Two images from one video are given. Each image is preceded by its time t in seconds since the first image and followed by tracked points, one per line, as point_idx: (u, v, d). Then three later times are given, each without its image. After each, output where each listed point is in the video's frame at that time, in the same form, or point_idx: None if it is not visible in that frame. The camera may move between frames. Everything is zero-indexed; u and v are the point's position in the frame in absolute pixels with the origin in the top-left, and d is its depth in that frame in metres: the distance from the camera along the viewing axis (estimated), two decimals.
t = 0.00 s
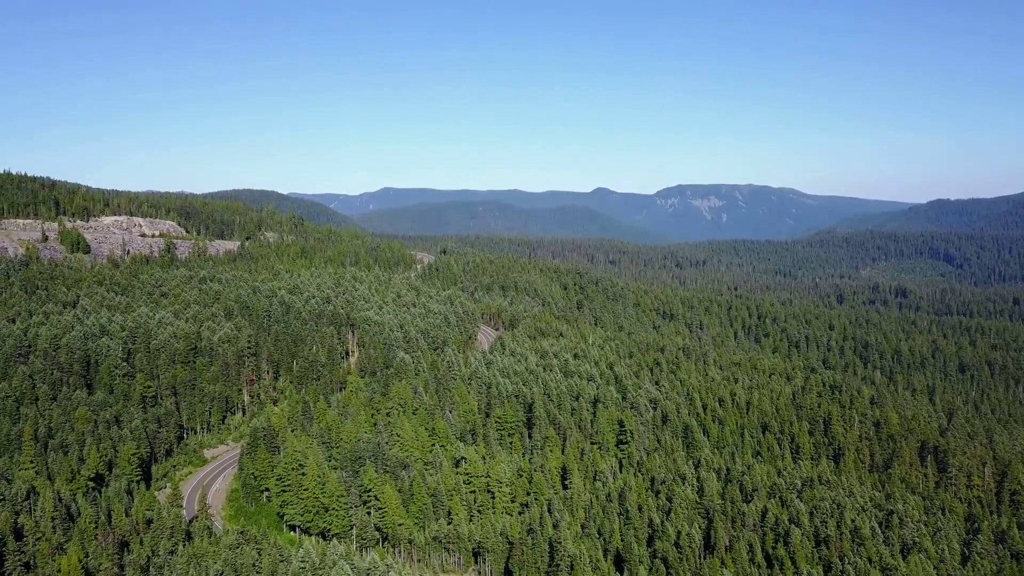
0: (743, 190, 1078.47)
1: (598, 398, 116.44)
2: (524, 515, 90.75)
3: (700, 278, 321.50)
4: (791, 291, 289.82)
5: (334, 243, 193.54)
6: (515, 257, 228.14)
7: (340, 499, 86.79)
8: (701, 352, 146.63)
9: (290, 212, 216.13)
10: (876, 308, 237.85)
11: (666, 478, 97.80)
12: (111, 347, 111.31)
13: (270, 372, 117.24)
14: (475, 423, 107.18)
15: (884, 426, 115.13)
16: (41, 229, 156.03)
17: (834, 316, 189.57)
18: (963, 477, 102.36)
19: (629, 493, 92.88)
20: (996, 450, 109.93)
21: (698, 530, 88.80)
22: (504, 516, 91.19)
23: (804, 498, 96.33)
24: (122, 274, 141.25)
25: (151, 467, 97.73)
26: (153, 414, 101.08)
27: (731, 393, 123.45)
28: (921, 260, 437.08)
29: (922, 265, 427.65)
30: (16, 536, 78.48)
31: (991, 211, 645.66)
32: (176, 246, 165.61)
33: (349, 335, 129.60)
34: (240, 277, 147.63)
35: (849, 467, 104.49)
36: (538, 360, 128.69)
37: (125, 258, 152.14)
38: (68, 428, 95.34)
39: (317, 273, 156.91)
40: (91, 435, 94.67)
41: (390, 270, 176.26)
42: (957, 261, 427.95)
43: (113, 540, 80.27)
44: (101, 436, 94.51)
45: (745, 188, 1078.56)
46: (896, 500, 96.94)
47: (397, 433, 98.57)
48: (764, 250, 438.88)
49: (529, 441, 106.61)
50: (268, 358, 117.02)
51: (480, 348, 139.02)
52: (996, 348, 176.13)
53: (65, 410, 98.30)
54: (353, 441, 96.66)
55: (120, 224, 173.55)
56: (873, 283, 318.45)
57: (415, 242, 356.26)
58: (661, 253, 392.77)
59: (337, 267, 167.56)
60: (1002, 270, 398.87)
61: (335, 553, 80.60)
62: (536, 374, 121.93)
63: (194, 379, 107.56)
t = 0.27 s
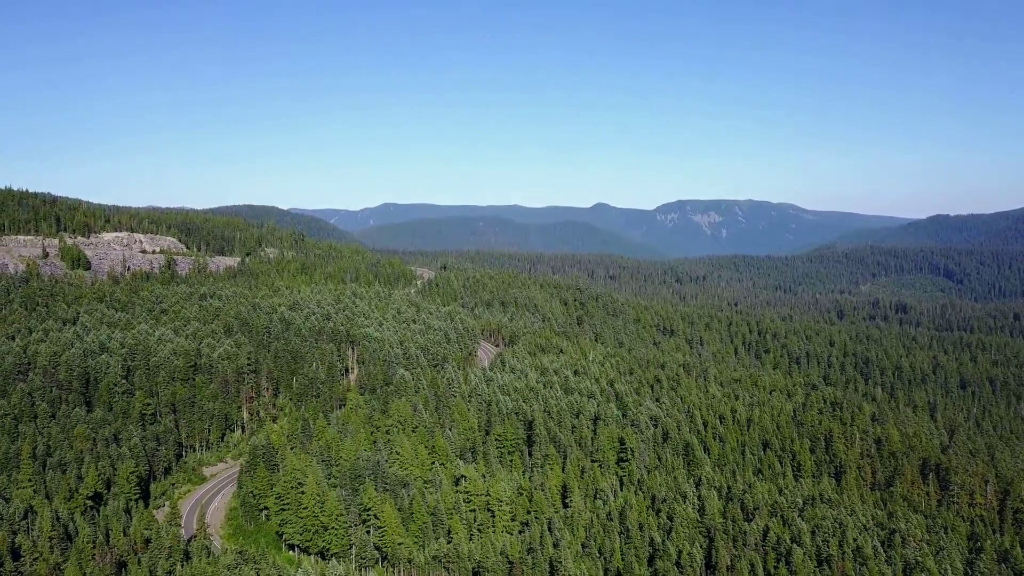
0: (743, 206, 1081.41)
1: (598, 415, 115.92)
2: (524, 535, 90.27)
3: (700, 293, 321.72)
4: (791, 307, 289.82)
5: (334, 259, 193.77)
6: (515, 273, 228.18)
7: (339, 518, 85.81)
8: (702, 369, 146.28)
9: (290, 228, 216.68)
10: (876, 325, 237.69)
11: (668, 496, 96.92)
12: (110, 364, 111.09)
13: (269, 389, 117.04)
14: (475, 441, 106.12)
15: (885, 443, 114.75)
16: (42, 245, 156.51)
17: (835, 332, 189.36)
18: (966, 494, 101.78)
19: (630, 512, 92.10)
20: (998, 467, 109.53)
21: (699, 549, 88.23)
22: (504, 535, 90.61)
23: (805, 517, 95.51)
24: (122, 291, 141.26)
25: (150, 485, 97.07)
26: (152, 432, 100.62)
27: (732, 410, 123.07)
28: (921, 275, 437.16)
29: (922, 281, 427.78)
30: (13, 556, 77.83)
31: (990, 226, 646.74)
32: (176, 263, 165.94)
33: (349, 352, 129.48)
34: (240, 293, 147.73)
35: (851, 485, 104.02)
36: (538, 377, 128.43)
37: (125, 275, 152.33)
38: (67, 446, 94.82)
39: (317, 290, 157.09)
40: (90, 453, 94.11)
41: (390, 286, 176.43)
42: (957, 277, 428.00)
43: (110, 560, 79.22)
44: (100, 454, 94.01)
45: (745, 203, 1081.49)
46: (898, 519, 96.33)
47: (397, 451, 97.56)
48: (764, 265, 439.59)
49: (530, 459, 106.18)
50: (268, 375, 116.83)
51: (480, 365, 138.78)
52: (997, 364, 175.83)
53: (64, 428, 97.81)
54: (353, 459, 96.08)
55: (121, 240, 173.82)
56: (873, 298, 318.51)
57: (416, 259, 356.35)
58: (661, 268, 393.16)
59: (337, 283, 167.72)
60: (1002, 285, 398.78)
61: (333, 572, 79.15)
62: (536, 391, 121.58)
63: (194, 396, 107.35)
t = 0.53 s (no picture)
0: (742, 221, 1083.18)
1: (599, 433, 115.40)
2: (525, 554, 89.46)
3: (700, 308, 321.80)
4: (791, 322, 289.87)
5: (334, 275, 193.91)
6: (515, 288, 228.26)
7: (338, 538, 84.97)
8: (703, 385, 145.85)
9: (290, 244, 217.13)
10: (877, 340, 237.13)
11: (669, 515, 96.21)
12: (110, 382, 110.77)
13: (269, 407, 116.82)
14: (474, 459, 105.59)
15: (887, 460, 114.37)
16: (42, 262, 156.89)
17: (835, 348, 189.16)
18: (968, 513, 101.20)
19: (631, 530, 91.36)
20: (1000, 485, 109.04)
21: (701, 569, 87.44)
22: (505, 555, 89.58)
23: (807, 536, 94.53)
24: (122, 307, 141.32)
25: (148, 503, 96.37)
26: (150, 450, 100.12)
27: (733, 428, 122.68)
28: (921, 291, 436.75)
29: (922, 296, 427.76)
30: None
31: (990, 241, 647.50)
32: (176, 279, 166.17)
33: (349, 369, 129.30)
34: (240, 310, 147.75)
35: (853, 503, 103.47)
36: (539, 395, 128.09)
37: (125, 291, 152.52)
38: (65, 464, 94.12)
39: (317, 306, 157.26)
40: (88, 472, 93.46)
41: (390, 302, 176.60)
42: (957, 292, 427.32)
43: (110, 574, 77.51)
44: (98, 473, 93.34)
45: (744, 219, 1083.48)
46: (901, 538, 95.63)
47: (397, 469, 96.91)
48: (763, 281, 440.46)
49: (530, 478, 105.63)
50: (267, 393, 116.63)
51: (480, 382, 138.50)
52: (998, 381, 175.51)
53: (62, 446, 97.17)
54: (352, 477, 95.43)
55: (122, 256, 174.11)
56: (873, 314, 318.49)
57: (416, 275, 356.72)
58: (661, 283, 393.76)
59: (337, 300, 167.79)
60: (1002, 300, 398.17)
61: None
62: (537, 408, 121.20)
63: (193, 414, 107.00)
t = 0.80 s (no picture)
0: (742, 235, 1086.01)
1: (599, 450, 115.06)
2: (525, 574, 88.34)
3: (700, 324, 321.99)
4: (792, 338, 289.78)
5: (334, 291, 194.05)
6: (515, 304, 228.38)
7: (337, 557, 83.14)
8: (703, 402, 145.40)
9: (291, 261, 217.62)
10: (877, 356, 236.56)
11: (671, 534, 95.29)
12: (109, 399, 110.35)
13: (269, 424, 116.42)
14: (474, 477, 105.05)
15: (889, 478, 113.87)
16: (43, 278, 157.21)
17: (835, 364, 188.94)
18: (970, 532, 100.46)
19: (631, 550, 90.27)
20: (1003, 503, 108.53)
21: None
22: None
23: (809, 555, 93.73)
24: (122, 324, 141.32)
25: (146, 522, 95.25)
26: (149, 468, 99.47)
27: (733, 445, 122.20)
28: (921, 307, 435.96)
29: (922, 312, 427.50)
30: None
31: (989, 255, 648.17)
32: (176, 295, 166.29)
33: (349, 386, 129.09)
34: (240, 327, 147.72)
35: (855, 522, 102.89)
36: (539, 412, 127.66)
37: (125, 308, 152.56)
38: (63, 482, 93.33)
39: (317, 323, 157.41)
40: (86, 490, 92.71)
41: (390, 318, 176.92)
42: (957, 308, 426.43)
43: None
44: (96, 491, 92.54)
45: (744, 234, 1084.56)
46: (904, 556, 94.75)
47: (397, 487, 95.76)
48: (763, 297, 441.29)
49: (530, 496, 104.89)
50: (266, 410, 116.30)
51: (480, 399, 138.19)
52: (999, 397, 175.10)
53: (60, 463, 96.41)
54: (351, 496, 94.55)
55: (122, 272, 174.38)
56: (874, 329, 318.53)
57: (416, 291, 356.94)
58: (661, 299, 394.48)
59: (337, 316, 167.80)
60: (1002, 315, 397.83)
61: None
62: (537, 426, 120.70)
63: (192, 432, 106.51)
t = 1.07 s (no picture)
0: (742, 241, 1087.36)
1: (599, 459, 114.81)
2: None
3: (700, 332, 322.22)
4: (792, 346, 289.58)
5: (334, 299, 193.99)
6: (515, 311, 228.33)
7: (336, 568, 82.80)
8: (704, 411, 145.23)
9: (291, 269, 217.76)
10: (878, 364, 236.17)
11: (672, 545, 94.74)
12: (108, 409, 110.15)
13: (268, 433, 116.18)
14: (474, 487, 104.64)
15: (890, 487, 113.59)
16: (43, 286, 157.42)
17: (836, 372, 188.74)
18: (972, 542, 99.87)
19: (632, 561, 89.59)
20: (1004, 513, 108.14)
21: None
22: None
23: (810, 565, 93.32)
24: (121, 332, 141.28)
25: (145, 532, 94.60)
26: (148, 478, 99.18)
27: (734, 454, 121.95)
28: (922, 314, 435.72)
29: (922, 319, 427.02)
30: None
31: (989, 261, 648.07)
32: (176, 303, 166.38)
33: (349, 395, 128.92)
34: (240, 335, 147.71)
35: (856, 532, 102.60)
36: (539, 421, 127.38)
37: (125, 316, 152.55)
38: (62, 493, 92.84)
39: (318, 331, 157.46)
40: (85, 500, 92.26)
41: (390, 326, 177.07)
42: (957, 315, 425.51)
43: None
44: (95, 502, 92.04)
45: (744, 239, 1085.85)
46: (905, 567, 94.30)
47: (397, 498, 95.26)
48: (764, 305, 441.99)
49: (530, 506, 104.45)
50: (266, 419, 116.18)
51: (480, 408, 137.96)
52: (1000, 405, 174.79)
53: (59, 474, 96.00)
54: (351, 506, 94.00)
55: (122, 280, 174.63)
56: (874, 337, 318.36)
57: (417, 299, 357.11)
58: (661, 306, 394.79)
59: (337, 325, 167.76)
60: (1002, 322, 397.17)
61: None
62: (536, 436, 120.37)
63: (192, 441, 106.33)
